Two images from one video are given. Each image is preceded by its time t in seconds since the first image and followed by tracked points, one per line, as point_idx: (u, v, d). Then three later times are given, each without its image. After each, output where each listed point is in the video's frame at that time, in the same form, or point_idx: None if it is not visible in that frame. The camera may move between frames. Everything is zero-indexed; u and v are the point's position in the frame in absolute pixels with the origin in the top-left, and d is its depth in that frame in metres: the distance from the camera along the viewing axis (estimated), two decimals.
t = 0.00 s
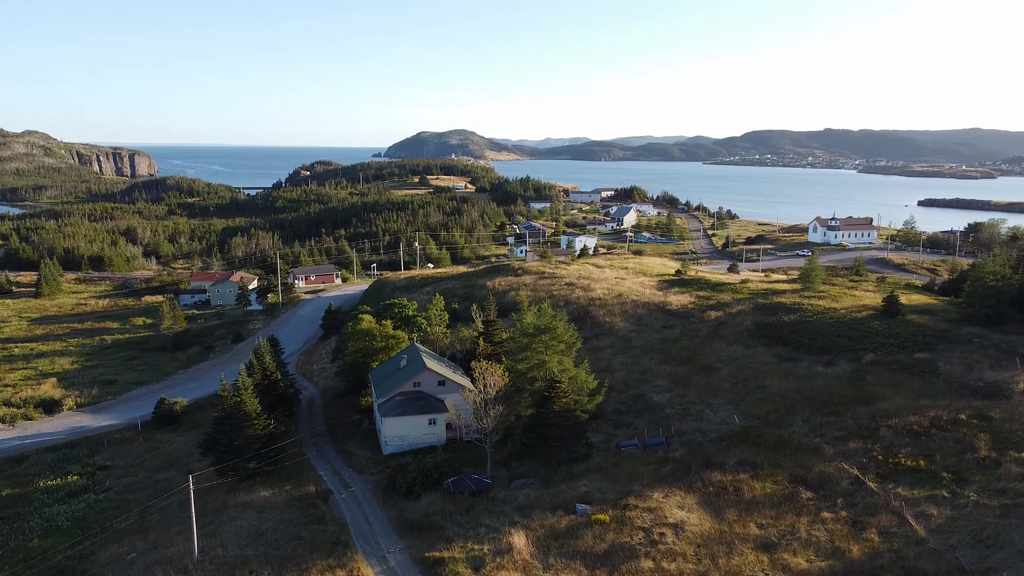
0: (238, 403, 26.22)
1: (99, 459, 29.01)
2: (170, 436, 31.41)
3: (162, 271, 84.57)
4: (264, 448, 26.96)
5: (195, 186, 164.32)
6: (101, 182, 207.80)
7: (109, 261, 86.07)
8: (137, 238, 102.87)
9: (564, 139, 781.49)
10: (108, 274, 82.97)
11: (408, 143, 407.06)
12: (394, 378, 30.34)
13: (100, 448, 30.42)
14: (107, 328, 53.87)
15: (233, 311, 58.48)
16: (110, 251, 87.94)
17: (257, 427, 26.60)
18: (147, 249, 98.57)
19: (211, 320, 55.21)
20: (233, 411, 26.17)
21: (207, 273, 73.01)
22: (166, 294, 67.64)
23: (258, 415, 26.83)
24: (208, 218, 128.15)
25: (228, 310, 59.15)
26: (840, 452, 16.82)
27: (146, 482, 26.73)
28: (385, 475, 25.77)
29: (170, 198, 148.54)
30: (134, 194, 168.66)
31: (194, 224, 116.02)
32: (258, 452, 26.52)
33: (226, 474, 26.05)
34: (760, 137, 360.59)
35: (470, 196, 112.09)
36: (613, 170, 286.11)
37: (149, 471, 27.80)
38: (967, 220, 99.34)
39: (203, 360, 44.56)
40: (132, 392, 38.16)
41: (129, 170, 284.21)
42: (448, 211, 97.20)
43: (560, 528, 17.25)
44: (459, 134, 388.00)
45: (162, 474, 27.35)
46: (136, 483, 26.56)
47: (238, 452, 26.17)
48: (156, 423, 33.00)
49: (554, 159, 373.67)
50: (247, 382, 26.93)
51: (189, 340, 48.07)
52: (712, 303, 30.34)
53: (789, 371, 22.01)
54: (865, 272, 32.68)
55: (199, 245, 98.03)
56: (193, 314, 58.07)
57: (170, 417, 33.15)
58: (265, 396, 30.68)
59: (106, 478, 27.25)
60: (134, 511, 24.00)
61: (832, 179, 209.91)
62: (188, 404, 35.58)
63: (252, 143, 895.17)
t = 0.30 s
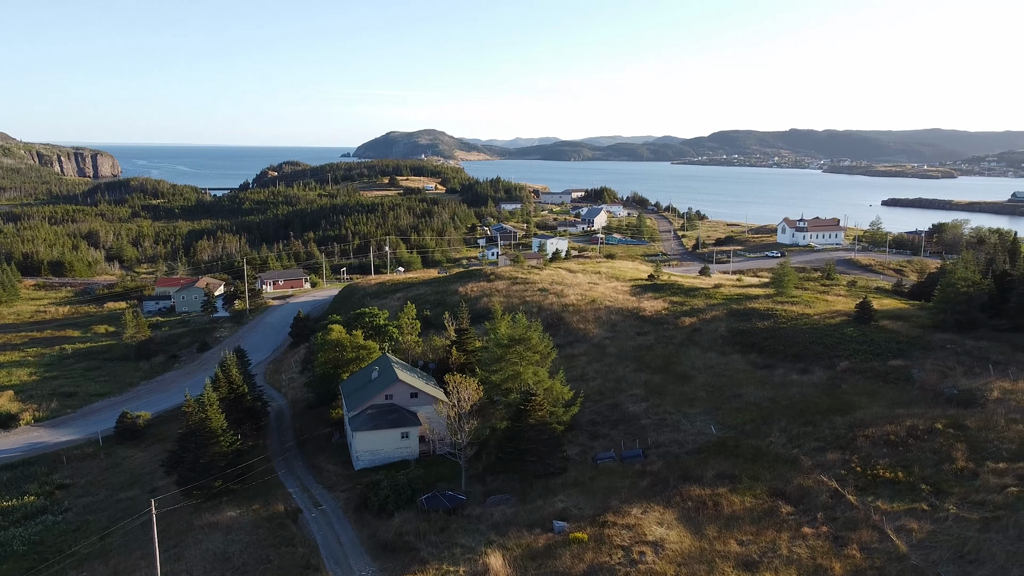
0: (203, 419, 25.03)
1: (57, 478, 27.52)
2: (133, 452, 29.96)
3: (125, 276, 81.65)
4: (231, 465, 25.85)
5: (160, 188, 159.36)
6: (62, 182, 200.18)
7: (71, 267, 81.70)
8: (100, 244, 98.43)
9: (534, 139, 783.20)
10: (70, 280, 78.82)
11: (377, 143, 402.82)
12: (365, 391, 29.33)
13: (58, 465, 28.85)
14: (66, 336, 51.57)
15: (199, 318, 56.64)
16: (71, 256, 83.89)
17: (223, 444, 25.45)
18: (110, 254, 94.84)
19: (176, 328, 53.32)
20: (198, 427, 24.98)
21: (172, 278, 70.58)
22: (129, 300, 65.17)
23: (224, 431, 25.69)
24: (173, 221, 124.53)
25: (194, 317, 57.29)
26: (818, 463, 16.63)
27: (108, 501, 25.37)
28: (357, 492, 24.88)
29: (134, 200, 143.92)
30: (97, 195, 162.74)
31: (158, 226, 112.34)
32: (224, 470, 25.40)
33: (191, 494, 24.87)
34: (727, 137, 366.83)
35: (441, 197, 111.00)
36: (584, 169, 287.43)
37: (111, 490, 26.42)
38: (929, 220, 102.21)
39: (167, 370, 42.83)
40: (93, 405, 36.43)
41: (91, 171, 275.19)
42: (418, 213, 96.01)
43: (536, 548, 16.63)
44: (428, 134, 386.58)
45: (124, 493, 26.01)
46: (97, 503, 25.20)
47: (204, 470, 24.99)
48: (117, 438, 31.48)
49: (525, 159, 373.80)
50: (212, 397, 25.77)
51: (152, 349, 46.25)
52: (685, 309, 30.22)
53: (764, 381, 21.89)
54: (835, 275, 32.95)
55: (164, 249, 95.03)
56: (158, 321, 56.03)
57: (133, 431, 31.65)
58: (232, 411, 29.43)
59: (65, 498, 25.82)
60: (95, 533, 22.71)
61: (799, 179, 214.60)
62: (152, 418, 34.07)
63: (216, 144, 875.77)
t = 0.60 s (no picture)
0: (167, 437, 23.86)
1: (10, 499, 25.97)
2: (93, 469, 28.51)
3: (85, 281, 78.53)
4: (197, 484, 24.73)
5: (123, 189, 154.34)
6: (17, 182, 192.22)
7: (29, 273, 77.60)
8: (60, 248, 94.04)
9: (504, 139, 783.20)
10: (28, 286, 74.89)
11: (345, 143, 397.92)
12: (335, 405, 28.24)
13: (11, 485, 27.26)
14: (22, 345, 49.16)
15: (163, 326, 54.66)
16: (29, 261, 79.88)
17: (188, 463, 24.28)
18: (70, 258, 90.86)
19: (139, 336, 51.32)
20: (161, 445, 23.80)
21: (134, 284, 68.06)
22: (89, 307, 62.60)
23: (189, 449, 24.54)
24: (135, 223, 120.59)
25: (157, 325, 55.26)
26: (797, 475, 16.46)
27: (65, 523, 24.04)
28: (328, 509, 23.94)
29: (95, 202, 138.96)
30: (56, 196, 156.96)
31: (120, 229, 108.46)
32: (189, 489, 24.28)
33: (154, 515, 23.68)
34: (694, 137, 372.56)
35: (411, 199, 109.73)
36: (555, 169, 288.04)
37: (69, 510, 25.04)
38: (890, 220, 105.05)
39: (130, 381, 40.97)
40: (49, 420, 34.63)
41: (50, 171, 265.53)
42: (389, 215, 94.70)
43: (513, 569, 16.00)
44: (397, 134, 383.33)
45: (83, 514, 24.67)
46: (54, 525, 23.86)
47: (167, 490, 23.84)
48: (76, 455, 29.94)
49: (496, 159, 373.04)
50: (176, 413, 24.58)
51: (114, 359, 44.38)
52: (659, 315, 30.07)
53: (741, 391, 21.79)
54: (805, 279, 33.25)
55: (126, 253, 91.74)
56: (119, 329, 53.86)
57: (92, 448, 30.11)
58: (196, 427, 28.15)
59: (19, 520, 24.38)
60: (52, 559, 21.46)
61: (766, 178, 218.74)
62: (112, 432, 32.51)
63: (178, 145, 852.53)
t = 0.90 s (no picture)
0: (125, 457, 22.72)
1: None
2: (46, 489, 26.90)
3: (39, 288, 74.74)
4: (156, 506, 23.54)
5: (79, 190, 148.32)
6: None
7: None
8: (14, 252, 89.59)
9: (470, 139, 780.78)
10: None
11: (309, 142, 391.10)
12: (301, 420, 27.01)
13: None
14: None
15: (122, 335, 52.28)
16: None
17: (147, 484, 23.09)
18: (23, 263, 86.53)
19: (96, 346, 48.93)
20: (118, 464, 22.67)
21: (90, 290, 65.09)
22: (43, 315, 59.57)
23: (149, 469, 23.38)
24: (91, 226, 115.82)
25: (117, 334, 52.81)
26: (771, 488, 16.26)
27: (15, 548, 22.65)
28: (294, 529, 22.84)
29: (51, 204, 133.16)
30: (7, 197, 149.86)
31: (75, 232, 103.95)
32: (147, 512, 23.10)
33: (110, 539, 22.44)
34: (658, 137, 377.56)
35: (377, 201, 107.93)
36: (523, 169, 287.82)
37: (19, 535, 23.59)
38: (850, 220, 107.76)
39: (88, 394, 38.92)
40: None
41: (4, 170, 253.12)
42: (354, 217, 92.89)
43: None
44: (362, 134, 378.37)
45: (35, 538, 23.28)
46: (4, 551, 22.47)
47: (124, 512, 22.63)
48: (27, 474, 28.24)
49: (463, 159, 370.99)
50: (134, 431, 23.42)
51: (70, 371, 42.22)
52: (629, 322, 29.83)
53: (714, 400, 21.64)
54: (773, 283, 33.48)
55: (84, 257, 87.73)
56: (75, 338, 51.28)
57: (45, 467, 28.42)
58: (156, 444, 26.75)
59: None
60: None
61: (731, 178, 222.57)
62: (68, 449, 30.80)
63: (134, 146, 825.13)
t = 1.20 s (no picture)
0: (60, 482, 21.18)
1: None
2: None
3: None
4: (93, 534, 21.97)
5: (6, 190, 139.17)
6: None
7: None
8: None
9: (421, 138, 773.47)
10: None
11: (255, 142, 379.03)
12: (248, 437, 25.27)
13: None
14: None
15: (59, 346, 48.75)
16: None
17: (84, 511, 21.55)
18: None
19: (33, 358, 45.41)
20: (52, 490, 21.12)
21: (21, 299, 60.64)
22: None
23: (86, 494, 21.83)
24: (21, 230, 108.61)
25: (56, 345, 49.05)
26: (731, 498, 16.06)
27: None
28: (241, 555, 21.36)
29: None
30: None
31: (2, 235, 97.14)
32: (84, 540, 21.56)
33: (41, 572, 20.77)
34: (608, 138, 382.49)
35: (326, 203, 104.89)
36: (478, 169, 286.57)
37: None
38: (795, 220, 111.19)
39: (21, 412, 36.07)
40: None
41: None
42: (303, 220, 89.97)
43: None
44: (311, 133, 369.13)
45: None
46: None
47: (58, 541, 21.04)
48: None
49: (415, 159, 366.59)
50: (70, 453, 21.81)
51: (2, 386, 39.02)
52: (584, 328, 29.46)
53: (671, 408, 21.43)
54: (725, 285, 33.79)
55: (18, 262, 81.74)
56: (9, 351, 47.34)
57: None
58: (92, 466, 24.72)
59: None
60: None
61: (684, 178, 227.32)
62: None
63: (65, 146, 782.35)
